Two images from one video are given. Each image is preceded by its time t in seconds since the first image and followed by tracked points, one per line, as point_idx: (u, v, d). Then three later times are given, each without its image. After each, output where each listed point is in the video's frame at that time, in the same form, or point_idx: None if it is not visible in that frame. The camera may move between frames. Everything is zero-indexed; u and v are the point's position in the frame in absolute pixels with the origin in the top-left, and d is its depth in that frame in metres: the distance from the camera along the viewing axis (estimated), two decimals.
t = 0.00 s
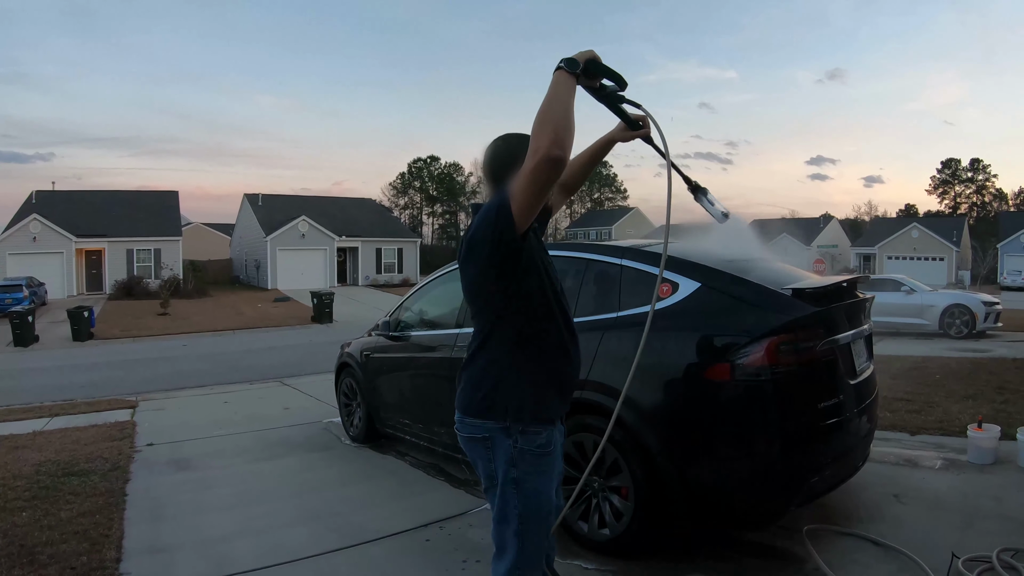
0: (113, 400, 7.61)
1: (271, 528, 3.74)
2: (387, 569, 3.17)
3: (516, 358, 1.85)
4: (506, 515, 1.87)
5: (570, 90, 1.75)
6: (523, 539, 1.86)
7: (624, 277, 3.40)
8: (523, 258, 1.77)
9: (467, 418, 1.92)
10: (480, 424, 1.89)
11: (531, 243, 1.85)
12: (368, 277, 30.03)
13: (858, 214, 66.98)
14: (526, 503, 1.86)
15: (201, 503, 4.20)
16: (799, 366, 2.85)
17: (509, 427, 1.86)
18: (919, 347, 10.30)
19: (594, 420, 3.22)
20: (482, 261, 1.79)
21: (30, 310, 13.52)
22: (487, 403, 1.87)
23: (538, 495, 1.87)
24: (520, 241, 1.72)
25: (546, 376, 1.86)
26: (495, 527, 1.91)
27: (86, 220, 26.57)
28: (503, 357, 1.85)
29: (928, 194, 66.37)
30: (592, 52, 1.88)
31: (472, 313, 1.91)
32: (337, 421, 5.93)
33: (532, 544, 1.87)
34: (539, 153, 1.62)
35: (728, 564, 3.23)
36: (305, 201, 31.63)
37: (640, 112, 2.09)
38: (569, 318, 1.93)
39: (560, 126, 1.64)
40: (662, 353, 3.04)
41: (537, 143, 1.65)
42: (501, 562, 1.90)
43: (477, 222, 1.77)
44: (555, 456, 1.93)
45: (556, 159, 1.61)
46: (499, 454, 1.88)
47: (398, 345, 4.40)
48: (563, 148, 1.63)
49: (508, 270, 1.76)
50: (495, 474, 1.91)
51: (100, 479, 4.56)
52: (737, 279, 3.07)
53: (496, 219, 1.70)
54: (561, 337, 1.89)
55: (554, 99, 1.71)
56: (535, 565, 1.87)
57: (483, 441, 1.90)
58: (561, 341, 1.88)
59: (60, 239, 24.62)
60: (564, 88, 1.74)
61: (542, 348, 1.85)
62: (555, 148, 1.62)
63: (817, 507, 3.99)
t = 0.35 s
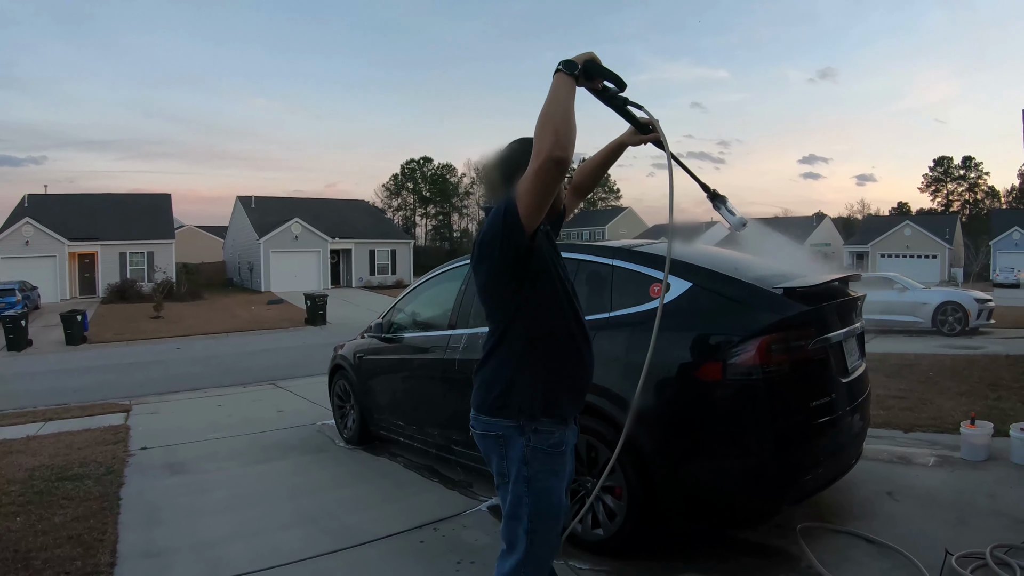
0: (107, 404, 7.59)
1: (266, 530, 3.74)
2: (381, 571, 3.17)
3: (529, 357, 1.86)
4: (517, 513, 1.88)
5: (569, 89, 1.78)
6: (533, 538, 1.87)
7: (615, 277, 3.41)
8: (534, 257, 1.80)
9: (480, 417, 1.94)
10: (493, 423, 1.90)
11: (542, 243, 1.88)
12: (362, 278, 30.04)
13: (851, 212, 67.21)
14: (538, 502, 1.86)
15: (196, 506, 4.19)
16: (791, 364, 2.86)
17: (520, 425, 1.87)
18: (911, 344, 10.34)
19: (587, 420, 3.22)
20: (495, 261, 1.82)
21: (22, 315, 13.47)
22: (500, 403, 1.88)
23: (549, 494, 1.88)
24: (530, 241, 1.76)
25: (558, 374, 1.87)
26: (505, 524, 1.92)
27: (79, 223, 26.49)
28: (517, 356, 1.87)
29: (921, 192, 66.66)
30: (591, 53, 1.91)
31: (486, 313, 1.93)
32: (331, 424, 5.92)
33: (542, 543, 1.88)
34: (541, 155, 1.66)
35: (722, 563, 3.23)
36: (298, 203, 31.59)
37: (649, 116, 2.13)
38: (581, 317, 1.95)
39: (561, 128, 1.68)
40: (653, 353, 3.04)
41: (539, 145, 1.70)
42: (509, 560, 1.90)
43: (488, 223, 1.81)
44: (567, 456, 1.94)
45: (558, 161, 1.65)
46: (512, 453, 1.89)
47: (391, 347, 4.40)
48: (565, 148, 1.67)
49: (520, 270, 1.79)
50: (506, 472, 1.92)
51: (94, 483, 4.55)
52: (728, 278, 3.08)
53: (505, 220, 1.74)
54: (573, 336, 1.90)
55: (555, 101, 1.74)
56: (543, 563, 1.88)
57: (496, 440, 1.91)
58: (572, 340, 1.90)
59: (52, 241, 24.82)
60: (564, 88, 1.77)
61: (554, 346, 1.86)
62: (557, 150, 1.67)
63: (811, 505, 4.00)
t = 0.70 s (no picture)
0: (94, 409, 7.52)
1: (254, 535, 3.72)
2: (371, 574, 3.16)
3: (533, 361, 1.87)
4: (518, 512, 1.88)
5: (593, 99, 1.77)
6: (533, 539, 1.87)
7: (601, 279, 3.42)
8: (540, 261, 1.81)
9: (481, 418, 1.94)
10: (494, 423, 1.91)
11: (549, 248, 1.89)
12: (350, 281, 29.99)
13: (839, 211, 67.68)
14: (538, 502, 1.86)
15: (184, 511, 4.16)
16: (777, 364, 2.87)
17: (521, 426, 1.88)
18: (898, 343, 10.42)
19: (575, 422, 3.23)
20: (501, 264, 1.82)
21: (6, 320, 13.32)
22: (505, 404, 1.88)
23: (548, 495, 1.88)
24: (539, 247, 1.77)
25: (562, 376, 1.89)
26: (504, 524, 1.91)
27: (66, 227, 26.25)
28: (523, 358, 1.87)
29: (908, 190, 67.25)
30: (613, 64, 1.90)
31: (489, 317, 1.94)
32: (319, 427, 5.90)
33: (542, 542, 1.88)
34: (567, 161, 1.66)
35: (712, 563, 3.24)
36: (287, 205, 31.49)
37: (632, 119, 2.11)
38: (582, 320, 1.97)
39: (588, 137, 1.68)
40: (640, 353, 3.06)
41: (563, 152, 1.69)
42: (508, 560, 1.90)
43: (497, 228, 1.81)
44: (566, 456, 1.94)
45: (584, 168, 1.65)
46: (512, 453, 1.89)
47: (378, 350, 4.39)
48: (593, 156, 1.67)
49: (527, 274, 1.80)
50: (505, 472, 1.92)
51: (82, 489, 4.51)
52: (713, 279, 3.09)
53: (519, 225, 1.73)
54: (574, 339, 1.92)
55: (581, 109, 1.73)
56: (542, 562, 1.88)
57: (497, 441, 1.91)
58: (573, 342, 1.92)
59: (38, 245, 24.49)
60: (589, 98, 1.76)
61: (558, 350, 1.88)
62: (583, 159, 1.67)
63: (800, 504, 4.03)
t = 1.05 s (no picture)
0: (76, 415, 7.44)
1: (238, 540, 3.71)
2: None
3: (513, 359, 1.87)
4: (497, 511, 1.88)
5: (564, 98, 1.77)
6: (512, 539, 1.88)
7: (581, 280, 3.44)
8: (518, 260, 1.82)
9: (462, 417, 1.95)
10: (475, 423, 1.91)
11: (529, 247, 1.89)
12: (333, 284, 29.86)
13: (824, 211, 68.27)
14: (517, 503, 1.87)
15: (168, 517, 4.14)
16: (756, 364, 2.89)
17: (500, 427, 1.88)
18: (880, 342, 10.52)
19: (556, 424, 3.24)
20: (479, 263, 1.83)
21: None
22: (484, 402, 1.89)
23: (527, 496, 1.88)
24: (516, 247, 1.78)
25: (543, 376, 1.88)
26: (484, 524, 1.92)
27: (47, 231, 25.94)
28: (502, 357, 1.87)
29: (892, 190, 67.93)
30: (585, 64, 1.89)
31: (470, 315, 1.94)
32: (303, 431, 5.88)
33: (522, 542, 1.88)
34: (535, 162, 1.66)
35: (695, 563, 3.26)
36: (272, 208, 31.35)
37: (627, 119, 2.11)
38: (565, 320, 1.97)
39: (557, 137, 1.68)
40: (620, 355, 3.08)
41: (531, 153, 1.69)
42: (488, 560, 1.91)
43: (476, 227, 1.82)
44: (546, 457, 1.95)
45: (551, 168, 1.65)
46: (492, 454, 1.90)
47: (361, 353, 4.39)
48: (559, 157, 1.67)
49: (505, 273, 1.81)
50: (484, 473, 1.93)
51: (64, 496, 4.47)
52: (693, 280, 3.12)
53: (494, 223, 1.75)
54: (556, 339, 1.92)
55: (551, 109, 1.74)
56: (522, 562, 1.88)
57: (476, 441, 1.92)
58: (555, 342, 1.91)
59: (19, 249, 24.13)
60: (558, 98, 1.76)
61: (539, 349, 1.87)
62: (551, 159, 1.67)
63: (783, 503, 4.06)
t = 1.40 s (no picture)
0: (58, 424, 7.35)
1: (223, 548, 3.68)
2: None
3: (494, 362, 1.87)
4: (481, 518, 1.89)
5: (502, 97, 1.77)
6: (497, 546, 1.88)
7: (564, 284, 3.45)
8: (494, 263, 1.81)
9: (446, 422, 1.95)
10: (459, 428, 1.91)
11: (506, 249, 1.88)
12: (317, 289, 29.73)
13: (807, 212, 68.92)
14: (501, 509, 1.87)
15: (152, 526, 4.10)
16: (739, 366, 2.91)
17: (484, 431, 1.88)
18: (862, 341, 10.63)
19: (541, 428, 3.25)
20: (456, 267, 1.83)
21: None
22: (466, 406, 1.89)
23: (512, 502, 1.89)
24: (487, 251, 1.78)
25: (524, 379, 1.88)
26: (470, 530, 1.92)
27: (28, 238, 25.63)
28: (482, 361, 1.88)
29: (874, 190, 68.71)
30: (525, 61, 1.89)
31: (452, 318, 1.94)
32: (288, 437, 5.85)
33: (506, 546, 1.88)
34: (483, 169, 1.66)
35: (681, 564, 3.28)
36: (255, 213, 31.20)
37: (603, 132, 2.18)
38: (548, 322, 1.96)
39: (499, 138, 1.68)
40: (604, 358, 3.10)
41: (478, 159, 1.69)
42: (474, 566, 1.91)
43: (451, 231, 1.82)
44: (530, 462, 1.95)
45: (498, 171, 1.64)
46: (475, 459, 1.90)
47: (344, 358, 4.38)
48: (505, 159, 1.65)
49: (481, 277, 1.80)
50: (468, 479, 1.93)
51: (48, 505, 4.42)
52: (674, 283, 3.14)
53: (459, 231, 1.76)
54: (538, 341, 1.91)
55: (493, 112, 1.73)
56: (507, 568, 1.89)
57: (460, 447, 1.92)
58: (537, 345, 1.91)
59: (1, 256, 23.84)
60: (499, 99, 1.76)
61: (520, 353, 1.87)
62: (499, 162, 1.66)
63: (769, 503, 4.09)
